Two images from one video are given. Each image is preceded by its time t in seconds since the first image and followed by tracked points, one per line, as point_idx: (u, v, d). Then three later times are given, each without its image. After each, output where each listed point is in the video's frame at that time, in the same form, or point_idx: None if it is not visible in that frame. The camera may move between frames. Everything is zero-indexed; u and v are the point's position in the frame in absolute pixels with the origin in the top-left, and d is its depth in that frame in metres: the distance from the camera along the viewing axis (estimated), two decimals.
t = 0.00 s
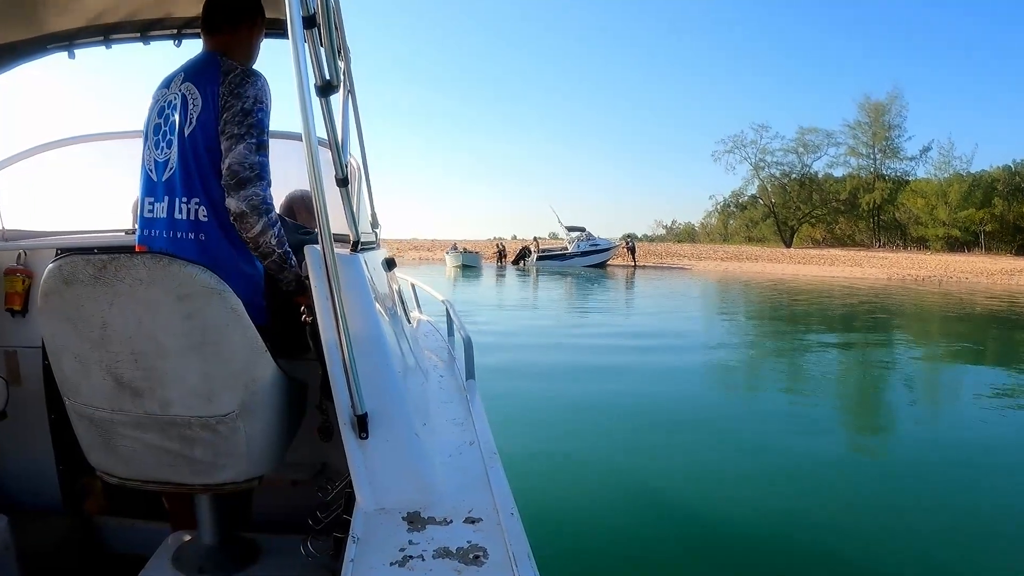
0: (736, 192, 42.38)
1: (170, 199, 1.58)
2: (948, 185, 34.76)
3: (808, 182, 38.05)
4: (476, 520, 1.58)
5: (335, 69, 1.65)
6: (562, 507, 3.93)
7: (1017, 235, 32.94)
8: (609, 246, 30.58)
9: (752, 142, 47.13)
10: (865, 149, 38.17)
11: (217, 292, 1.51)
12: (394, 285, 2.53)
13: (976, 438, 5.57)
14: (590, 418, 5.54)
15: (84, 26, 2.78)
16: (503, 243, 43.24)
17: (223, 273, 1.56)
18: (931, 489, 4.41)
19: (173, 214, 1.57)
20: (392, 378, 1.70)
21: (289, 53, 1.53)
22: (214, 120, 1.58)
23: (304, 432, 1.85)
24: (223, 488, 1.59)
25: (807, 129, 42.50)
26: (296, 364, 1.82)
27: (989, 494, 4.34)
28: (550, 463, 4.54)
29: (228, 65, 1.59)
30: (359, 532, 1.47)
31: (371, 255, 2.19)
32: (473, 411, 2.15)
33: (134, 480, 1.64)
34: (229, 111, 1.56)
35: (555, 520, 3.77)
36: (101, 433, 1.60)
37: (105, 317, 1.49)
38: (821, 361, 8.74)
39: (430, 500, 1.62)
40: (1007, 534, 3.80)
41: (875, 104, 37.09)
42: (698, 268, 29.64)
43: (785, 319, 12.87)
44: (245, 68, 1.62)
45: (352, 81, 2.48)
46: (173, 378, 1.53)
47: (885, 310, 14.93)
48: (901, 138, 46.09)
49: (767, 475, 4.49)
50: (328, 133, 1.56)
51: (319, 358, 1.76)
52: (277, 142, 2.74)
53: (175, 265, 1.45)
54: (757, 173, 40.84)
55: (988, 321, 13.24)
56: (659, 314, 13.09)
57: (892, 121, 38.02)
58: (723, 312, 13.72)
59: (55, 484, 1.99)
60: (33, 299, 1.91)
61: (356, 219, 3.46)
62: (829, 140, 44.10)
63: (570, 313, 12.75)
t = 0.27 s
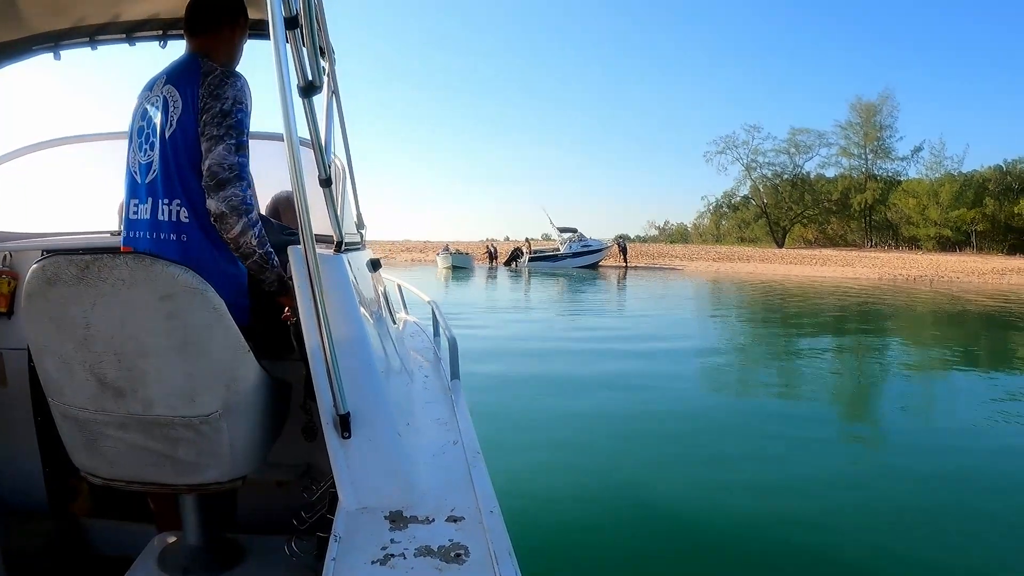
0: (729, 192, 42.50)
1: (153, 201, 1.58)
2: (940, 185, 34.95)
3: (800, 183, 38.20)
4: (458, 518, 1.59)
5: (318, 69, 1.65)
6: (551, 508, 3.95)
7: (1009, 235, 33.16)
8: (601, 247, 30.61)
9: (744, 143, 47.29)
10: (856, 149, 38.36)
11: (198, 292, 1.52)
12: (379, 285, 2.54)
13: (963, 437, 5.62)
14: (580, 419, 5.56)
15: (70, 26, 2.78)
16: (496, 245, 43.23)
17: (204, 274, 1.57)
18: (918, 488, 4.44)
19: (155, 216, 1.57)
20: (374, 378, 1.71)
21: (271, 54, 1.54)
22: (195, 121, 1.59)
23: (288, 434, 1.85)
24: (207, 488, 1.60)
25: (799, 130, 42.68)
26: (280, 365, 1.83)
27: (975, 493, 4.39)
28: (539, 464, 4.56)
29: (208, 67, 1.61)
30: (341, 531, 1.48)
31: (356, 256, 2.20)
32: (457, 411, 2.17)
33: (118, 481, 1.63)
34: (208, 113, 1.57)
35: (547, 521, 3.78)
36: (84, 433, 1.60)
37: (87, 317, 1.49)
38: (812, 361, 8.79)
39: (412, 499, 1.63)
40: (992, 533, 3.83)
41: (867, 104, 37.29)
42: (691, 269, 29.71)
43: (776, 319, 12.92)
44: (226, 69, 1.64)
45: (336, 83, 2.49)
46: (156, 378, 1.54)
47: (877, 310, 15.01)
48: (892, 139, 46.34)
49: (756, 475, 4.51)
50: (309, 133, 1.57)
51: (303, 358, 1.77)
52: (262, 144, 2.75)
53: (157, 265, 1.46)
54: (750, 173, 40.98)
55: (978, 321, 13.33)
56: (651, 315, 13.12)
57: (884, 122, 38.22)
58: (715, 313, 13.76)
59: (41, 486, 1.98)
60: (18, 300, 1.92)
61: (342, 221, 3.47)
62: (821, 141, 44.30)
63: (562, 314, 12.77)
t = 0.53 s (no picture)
0: (717, 196, 42.72)
1: (133, 207, 1.59)
2: (926, 187, 35.27)
3: (787, 185, 38.45)
4: (439, 520, 1.60)
5: (296, 73, 1.68)
6: (536, 512, 3.96)
7: (995, 235, 33.50)
8: (590, 251, 30.72)
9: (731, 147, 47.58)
10: (843, 152, 38.64)
11: (178, 296, 1.53)
12: (361, 290, 2.55)
13: (947, 437, 5.68)
14: (567, 423, 5.57)
15: (49, 32, 2.77)
16: (487, 251, 43.42)
17: (183, 280, 1.57)
18: (902, 488, 4.48)
19: (135, 222, 1.58)
20: (355, 382, 1.72)
21: (249, 58, 1.57)
22: (172, 128, 1.59)
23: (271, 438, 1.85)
24: (188, 493, 1.60)
25: (787, 133, 42.97)
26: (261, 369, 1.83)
27: (958, 492, 4.43)
28: (526, 468, 4.57)
29: (185, 73, 1.61)
30: (323, 534, 1.49)
31: (337, 261, 2.22)
32: (439, 414, 2.18)
33: (99, 487, 1.63)
34: (184, 119, 1.57)
35: (535, 526, 3.79)
36: (65, 439, 1.60)
37: (67, 322, 1.49)
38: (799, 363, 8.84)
39: (394, 502, 1.64)
40: (974, 531, 3.87)
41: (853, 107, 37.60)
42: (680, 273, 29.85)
43: (764, 322, 12.99)
44: (203, 76, 1.64)
45: (315, 89, 2.51)
46: (136, 384, 1.54)
47: (864, 311, 15.11)
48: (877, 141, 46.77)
49: (741, 478, 4.54)
50: (288, 139, 1.60)
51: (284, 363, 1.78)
52: (243, 150, 2.76)
53: (136, 270, 1.46)
54: (738, 177, 41.22)
55: (964, 321, 13.45)
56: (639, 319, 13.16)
57: (870, 124, 38.54)
58: (704, 316, 13.82)
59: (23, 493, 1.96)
60: None
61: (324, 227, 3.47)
62: (808, 144, 44.61)
63: (550, 319, 12.78)
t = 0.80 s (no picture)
0: (710, 205, 42.88)
1: (122, 212, 1.57)
2: (918, 196, 35.50)
3: (780, 194, 38.62)
4: (429, 527, 1.60)
5: (286, 78, 1.70)
6: (527, 521, 3.94)
7: (986, 245, 33.74)
8: (583, 259, 30.76)
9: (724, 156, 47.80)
10: (835, 161, 38.84)
11: (167, 301, 1.52)
12: (350, 296, 2.54)
13: (939, 446, 5.69)
14: (558, 432, 5.55)
15: (39, 33, 2.77)
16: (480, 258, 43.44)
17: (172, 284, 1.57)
18: (892, 497, 4.49)
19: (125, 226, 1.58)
20: (345, 389, 1.72)
21: (241, 63, 1.58)
22: (161, 132, 1.60)
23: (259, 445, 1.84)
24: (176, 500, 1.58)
25: (779, 142, 43.19)
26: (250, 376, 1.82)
27: (948, 501, 4.45)
28: (516, 477, 4.55)
29: (174, 78, 1.62)
30: (312, 541, 1.48)
31: (327, 267, 2.21)
32: (429, 421, 2.17)
33: (86, 493, 1.61)
34: (173, 124, 1.58)
35: (526, 535, 3.77)
36: (53, 445, 1.58)
37: (56, 326, 1.48)
38: (792, 372, 8.86)
39: (384, 509, 1.63)
40: (964, 540, 3.88)
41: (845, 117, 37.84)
42: (672, 281, 29.90)
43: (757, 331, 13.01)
44: (193, 80, 1.65)
45: (306, 94, 2.51)
46: (125, 389, 1.53)
47: (856, 321, 15.16)
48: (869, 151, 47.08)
49: (732, 486, 4.54)
50: (279, 145, 1.62)
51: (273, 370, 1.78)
52: (233, 155, 2.76)
53: (126, 274, 1.46)
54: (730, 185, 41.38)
55: (955, 330, 13.51)
56: (631, 327, 13.16)
57: (862, 134, 38.78)
58: (696, 324, 13.85)
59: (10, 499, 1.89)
60: None
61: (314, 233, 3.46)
62: (800, 154, 44.86)
63: (542, 327, 12.77)
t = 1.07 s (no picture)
0: (707, 212, 42.97)
1: (116, 219, 1.59)
2: (915, 203, 35.61)
3: (777, 201, 38.70)
4: (424, 535, 1.59)
5: (282, 85, 1.71)
6: (523, 527, 3.93)
7: (983, 251, 33.82)
8: (580, 266, 30.78)
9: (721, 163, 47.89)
10: (832, 168, 38.93)
11: (162, 308, 1.52)
12: (344, 303, 2.54)
13: (935, 453, 5.69)
14: (554, 439, 5.54)
15: (34, 39, 2.78)
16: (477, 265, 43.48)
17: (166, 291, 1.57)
18: (889, 504, 4.49)
19: (120, 233, 1.58)
20: (339, 396, 1.72)
21: (237, 71, 1.59)
22: (154, 139, 1.60)
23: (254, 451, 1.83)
24: (170, 507, 1.57)
25: (776, 149, 43.30)
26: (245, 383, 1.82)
27: (945, 507, 4.44)
28: (512, 484, 4.54)
29: (169, 84, 1.62)
30: (307, 548, 1.48)
31: (321, 273, 2.21)
32: (424, 428, 2.17)
33: (80, 500, 1.61)
34: (167, 131, 1.58)
35: (523, 542, 3.76)
36: (47, 452, 1.58)
37: (50, 333, 1.48)
38: (790, 379, 8.86)
39: (378, 517, 1.63)
40: (960, 547, 3.87)
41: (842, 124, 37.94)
42: (669, 288, 29.92)
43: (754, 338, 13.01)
44: (187, 87, 1.65)
45: (301, 101, 2.52)
46: (119, 396, 1.52)
47: (853, 327, 15.17)
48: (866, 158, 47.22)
49: (728, 493, 4.53)
50: (274, 151, 1.62)
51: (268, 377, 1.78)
52: (227, 161, 2.76)
53: (120, 281, 1.46)
54: (728, 193, 41.49)
55: (952, 336, 13.53)
56: (628, 334, 13.15)
57: (859, 141, 38.89)
58: (694, 331, 13.85)
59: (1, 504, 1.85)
60: None
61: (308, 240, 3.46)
62: (797, 161, 44.99)
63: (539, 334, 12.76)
